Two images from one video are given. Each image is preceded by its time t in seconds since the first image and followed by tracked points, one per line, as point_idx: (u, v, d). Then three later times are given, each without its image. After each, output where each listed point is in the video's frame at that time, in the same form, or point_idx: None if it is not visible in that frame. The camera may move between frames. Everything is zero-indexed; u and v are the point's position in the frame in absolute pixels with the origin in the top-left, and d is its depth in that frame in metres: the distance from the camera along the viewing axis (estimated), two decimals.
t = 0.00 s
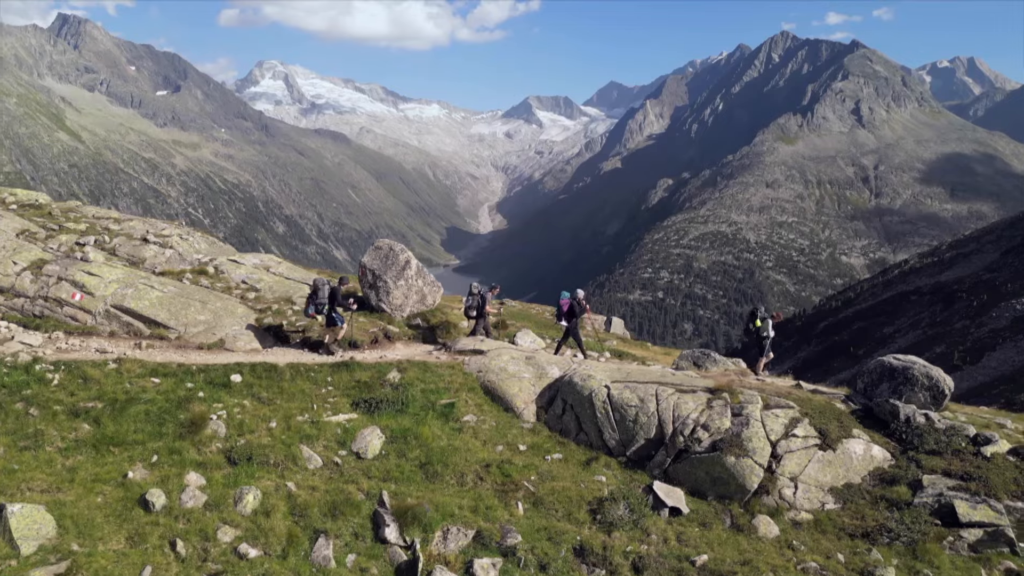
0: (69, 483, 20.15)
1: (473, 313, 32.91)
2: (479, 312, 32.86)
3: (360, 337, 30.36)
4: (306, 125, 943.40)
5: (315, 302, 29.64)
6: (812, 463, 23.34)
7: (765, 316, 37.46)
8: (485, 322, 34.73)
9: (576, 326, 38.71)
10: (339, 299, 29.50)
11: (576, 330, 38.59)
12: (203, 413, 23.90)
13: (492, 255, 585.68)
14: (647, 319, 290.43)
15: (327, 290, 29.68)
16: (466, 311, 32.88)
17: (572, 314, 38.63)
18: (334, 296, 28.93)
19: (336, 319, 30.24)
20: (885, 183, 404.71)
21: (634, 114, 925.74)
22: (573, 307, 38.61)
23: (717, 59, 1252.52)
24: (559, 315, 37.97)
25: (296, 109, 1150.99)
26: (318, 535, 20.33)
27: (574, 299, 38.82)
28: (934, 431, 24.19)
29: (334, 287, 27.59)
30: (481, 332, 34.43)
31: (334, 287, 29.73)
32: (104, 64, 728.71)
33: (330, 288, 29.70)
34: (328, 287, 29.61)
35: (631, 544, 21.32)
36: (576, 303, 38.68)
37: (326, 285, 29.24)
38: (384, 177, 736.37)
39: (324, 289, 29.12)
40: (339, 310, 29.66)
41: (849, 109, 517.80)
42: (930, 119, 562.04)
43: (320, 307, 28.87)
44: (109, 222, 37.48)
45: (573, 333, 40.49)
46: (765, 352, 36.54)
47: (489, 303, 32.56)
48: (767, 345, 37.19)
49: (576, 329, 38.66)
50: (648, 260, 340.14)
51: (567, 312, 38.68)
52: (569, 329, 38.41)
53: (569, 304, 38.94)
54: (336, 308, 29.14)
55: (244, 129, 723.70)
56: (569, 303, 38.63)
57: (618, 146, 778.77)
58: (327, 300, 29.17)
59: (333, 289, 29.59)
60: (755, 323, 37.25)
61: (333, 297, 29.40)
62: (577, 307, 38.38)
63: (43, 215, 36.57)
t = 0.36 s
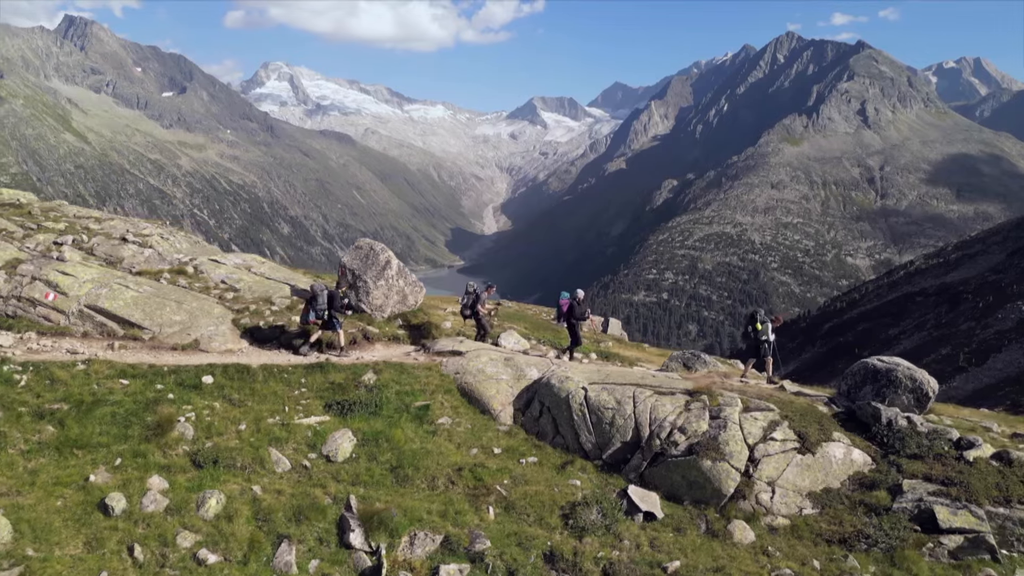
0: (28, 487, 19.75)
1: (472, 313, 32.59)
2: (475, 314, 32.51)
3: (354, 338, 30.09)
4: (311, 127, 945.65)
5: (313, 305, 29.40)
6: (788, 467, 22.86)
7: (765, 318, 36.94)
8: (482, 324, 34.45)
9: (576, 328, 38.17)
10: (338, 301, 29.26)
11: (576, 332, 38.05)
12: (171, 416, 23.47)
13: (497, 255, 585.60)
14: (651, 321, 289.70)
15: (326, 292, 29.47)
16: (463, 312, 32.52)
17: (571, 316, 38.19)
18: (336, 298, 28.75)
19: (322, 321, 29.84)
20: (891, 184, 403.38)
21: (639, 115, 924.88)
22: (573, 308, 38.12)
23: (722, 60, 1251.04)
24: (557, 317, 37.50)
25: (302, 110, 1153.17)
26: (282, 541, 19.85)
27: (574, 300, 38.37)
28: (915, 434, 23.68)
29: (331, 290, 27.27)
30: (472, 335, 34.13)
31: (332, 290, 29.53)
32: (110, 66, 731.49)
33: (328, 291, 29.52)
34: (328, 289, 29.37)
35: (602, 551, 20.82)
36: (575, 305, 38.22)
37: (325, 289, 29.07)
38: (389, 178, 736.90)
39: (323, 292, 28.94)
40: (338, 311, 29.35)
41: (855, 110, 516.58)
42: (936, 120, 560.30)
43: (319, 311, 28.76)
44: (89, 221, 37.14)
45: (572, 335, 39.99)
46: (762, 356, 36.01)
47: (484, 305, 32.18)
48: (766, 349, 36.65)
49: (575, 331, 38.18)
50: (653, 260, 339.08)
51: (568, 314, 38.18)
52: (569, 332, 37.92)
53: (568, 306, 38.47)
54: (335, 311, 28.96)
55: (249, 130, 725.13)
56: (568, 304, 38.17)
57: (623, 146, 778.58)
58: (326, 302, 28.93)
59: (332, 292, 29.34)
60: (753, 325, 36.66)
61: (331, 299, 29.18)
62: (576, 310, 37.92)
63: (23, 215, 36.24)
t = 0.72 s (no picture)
0: None
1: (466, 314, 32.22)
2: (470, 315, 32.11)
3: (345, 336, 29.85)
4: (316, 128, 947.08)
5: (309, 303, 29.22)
6: (765, 472, 22.35)
7: (765, 319, 36.25)
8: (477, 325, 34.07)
9: (574, 331, 37.62)
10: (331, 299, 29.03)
11: (574, 334, 37.44)
12: (136, 417, 23.03)
13: (501, 256, 585.42)
14: (656, 321, 288.67)
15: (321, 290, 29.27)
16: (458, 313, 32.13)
17: (570, 320, 37.63)
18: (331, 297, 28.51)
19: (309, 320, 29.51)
20: (897, 185, 402.03)
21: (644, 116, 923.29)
22: (572, 312, 37.55)
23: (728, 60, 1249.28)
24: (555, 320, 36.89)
25: (307, 112, 1153.53)
26: (242, 546, 19.41)
27: (573, 303, 37.80)
28: (896, 437, 23.14)
29: (325, 289, 27.06)
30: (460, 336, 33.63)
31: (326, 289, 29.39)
32: (116, 68, 732.81)
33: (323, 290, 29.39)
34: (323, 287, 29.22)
35: (571, 557, 20.36)
36: (575, 309, 37.66)
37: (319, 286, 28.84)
38: (394, 179, 737.47)
39: (318, 289, 28.75)
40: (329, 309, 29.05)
41: (860, 111, 515.46)
42: (942, 121, 558.49)
43: (314, 308, 28.60)
44: (69, 220, 36.84)
45: (571, 338, 39.32)
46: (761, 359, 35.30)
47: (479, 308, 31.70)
48: (767, 350, 35.91)
49: (573, 333, 37.60)
50: (657, 261, 338.15)
51: (567, 317, 37.58)
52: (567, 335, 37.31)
53: (568, 309, 37.93)
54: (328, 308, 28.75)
55: (254, 131, 725.93)
56: (568, 307, 37.62)
57: (628, 148, 777.94)
58: (321, 300, 28.76)
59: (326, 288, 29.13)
60: (753, 326, 35.92)
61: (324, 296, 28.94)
62: (576, 313, 37.31)
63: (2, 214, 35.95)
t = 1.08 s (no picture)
0: None
1: (460, 317, 31.97)
2: (465, 317, 31.86)
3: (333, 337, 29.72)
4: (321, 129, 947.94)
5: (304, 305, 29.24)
6: (739, 476, 21.84)
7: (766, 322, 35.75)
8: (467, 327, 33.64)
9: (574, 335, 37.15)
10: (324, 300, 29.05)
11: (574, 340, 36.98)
12: (101, 419, 22.64)
13: (505, 257, 584.63)
14: (660, 323, 287.48)
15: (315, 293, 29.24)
16: (452, 316, 31.83)
17: (570, 323, 37.16)
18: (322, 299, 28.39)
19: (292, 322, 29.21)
20: (903, 186, 400.49)
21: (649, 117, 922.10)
22: (574, 315, 37.14)
23: (733, 62, 1245.97)
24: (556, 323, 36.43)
25: (312, 113, 1154.18)
26: (201, 551, 18.98)
27: (575, 306, 37.39)
28: (877, 441, 22.62)
29: (317, 290, 26.88)
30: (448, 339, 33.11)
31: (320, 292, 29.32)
32: (123, 69, 733.94)
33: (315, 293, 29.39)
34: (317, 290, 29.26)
35: (540, 563, 19.81)
36: (576, 312, 37.26)
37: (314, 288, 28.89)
38: (398, 180, 737.30)
39: (312, 292, 28.77)
40: (317, 309, 28.84)
41: (866, 112, 513.87)
42: (948, 122, 556.42)
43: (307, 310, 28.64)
44: (49, 220, 36.56)
45: (572, 341, 38.87)
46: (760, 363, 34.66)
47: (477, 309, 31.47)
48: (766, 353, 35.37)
49: (574, 336, 37.11)
50: (662, 262, 336.85)
51: (568, 320, 37.08)
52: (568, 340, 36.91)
53: (571, 311, 37.61)
54: (320, 308, 28.64)
55: (260, 132, 726.41)
56: (569, 310, 37.20)
57: (633, 149, 776.77)
58: (313, 301, 28.70)
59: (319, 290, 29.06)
60: (754, 330, 35.37)
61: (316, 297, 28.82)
62: (577, 317, 36.83)
63: None
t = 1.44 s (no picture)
0: None
1: (455, 322, 31.64)
2: (459, 321, 31.54)
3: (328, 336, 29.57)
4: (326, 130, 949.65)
5: (297, 304, 29.08)
6: (714, 479, 21.36)
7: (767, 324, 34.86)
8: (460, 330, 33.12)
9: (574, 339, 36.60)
10: (317, 300, 28.97)
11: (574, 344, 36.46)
12: (65, 421, 22.21)
13: (510, 258, 584.48)
14: (665, 324, 286.96)
15: (310, 293, 29.21)
16: (446, 321, 31.39)
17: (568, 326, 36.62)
18: (318, 296, 28.35)
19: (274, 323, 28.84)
20: (909, 187, 399.13)
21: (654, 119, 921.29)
22: (571, 316, 36.61)
23: (739, 62, 1244.36)
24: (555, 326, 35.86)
25: (318, 114, 1155.56)
26: (157, 557, 18.56)
27: (572, 306, 36.84)
28: (854, 445, 22.09)
29: (315, 291, 26.85)
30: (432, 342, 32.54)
31: (315, 292, 29.31)
32: (130, 70, 736.30)
33: (310, 293, 29.31)
34: (311, 290, 29.23)
35: (505, 570, 19.30)
36: (574, 312, 36.60)
37: (309, 289, 29.06)
38: (403, 181, 737.93)
39: (309, 294, 28.88)
40: (310, 308, 28.63)
41: (872, 112, 512.71)
42: (955, 123, 554.38)
43: (304, 310, 28.73)
44: (29, 218, 36.25)
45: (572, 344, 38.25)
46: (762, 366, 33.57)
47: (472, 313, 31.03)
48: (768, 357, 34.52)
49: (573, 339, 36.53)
50: (667, 263, 336.03)
51: (565, 322, 36.62)
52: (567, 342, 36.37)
53: (567, 313, 37.07)
54: (316, 308, 28.62)
55: (265, 133, 727.73)
56: (566, 312, 36.61)
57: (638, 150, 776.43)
58: (309, 301, 28.67)
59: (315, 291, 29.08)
60: (753, 332, 34.54)
61: (312, 299, 28.85)
62: (574, 318, 36.33)
63: None
